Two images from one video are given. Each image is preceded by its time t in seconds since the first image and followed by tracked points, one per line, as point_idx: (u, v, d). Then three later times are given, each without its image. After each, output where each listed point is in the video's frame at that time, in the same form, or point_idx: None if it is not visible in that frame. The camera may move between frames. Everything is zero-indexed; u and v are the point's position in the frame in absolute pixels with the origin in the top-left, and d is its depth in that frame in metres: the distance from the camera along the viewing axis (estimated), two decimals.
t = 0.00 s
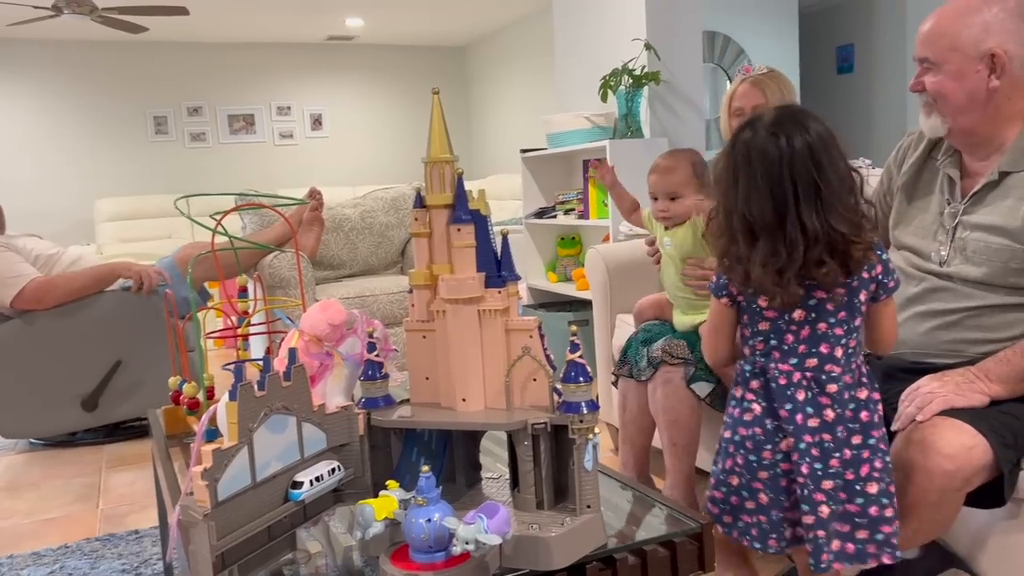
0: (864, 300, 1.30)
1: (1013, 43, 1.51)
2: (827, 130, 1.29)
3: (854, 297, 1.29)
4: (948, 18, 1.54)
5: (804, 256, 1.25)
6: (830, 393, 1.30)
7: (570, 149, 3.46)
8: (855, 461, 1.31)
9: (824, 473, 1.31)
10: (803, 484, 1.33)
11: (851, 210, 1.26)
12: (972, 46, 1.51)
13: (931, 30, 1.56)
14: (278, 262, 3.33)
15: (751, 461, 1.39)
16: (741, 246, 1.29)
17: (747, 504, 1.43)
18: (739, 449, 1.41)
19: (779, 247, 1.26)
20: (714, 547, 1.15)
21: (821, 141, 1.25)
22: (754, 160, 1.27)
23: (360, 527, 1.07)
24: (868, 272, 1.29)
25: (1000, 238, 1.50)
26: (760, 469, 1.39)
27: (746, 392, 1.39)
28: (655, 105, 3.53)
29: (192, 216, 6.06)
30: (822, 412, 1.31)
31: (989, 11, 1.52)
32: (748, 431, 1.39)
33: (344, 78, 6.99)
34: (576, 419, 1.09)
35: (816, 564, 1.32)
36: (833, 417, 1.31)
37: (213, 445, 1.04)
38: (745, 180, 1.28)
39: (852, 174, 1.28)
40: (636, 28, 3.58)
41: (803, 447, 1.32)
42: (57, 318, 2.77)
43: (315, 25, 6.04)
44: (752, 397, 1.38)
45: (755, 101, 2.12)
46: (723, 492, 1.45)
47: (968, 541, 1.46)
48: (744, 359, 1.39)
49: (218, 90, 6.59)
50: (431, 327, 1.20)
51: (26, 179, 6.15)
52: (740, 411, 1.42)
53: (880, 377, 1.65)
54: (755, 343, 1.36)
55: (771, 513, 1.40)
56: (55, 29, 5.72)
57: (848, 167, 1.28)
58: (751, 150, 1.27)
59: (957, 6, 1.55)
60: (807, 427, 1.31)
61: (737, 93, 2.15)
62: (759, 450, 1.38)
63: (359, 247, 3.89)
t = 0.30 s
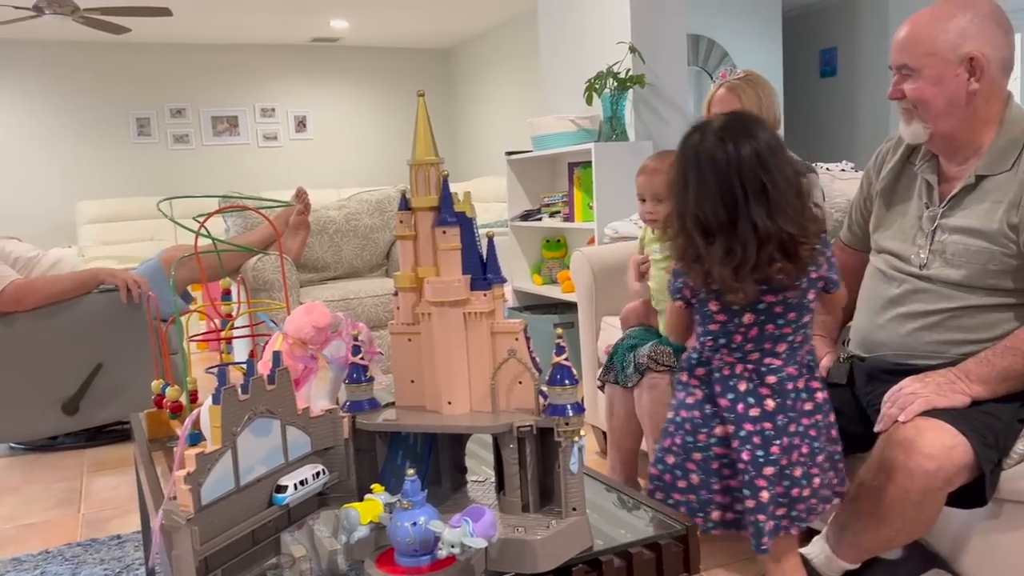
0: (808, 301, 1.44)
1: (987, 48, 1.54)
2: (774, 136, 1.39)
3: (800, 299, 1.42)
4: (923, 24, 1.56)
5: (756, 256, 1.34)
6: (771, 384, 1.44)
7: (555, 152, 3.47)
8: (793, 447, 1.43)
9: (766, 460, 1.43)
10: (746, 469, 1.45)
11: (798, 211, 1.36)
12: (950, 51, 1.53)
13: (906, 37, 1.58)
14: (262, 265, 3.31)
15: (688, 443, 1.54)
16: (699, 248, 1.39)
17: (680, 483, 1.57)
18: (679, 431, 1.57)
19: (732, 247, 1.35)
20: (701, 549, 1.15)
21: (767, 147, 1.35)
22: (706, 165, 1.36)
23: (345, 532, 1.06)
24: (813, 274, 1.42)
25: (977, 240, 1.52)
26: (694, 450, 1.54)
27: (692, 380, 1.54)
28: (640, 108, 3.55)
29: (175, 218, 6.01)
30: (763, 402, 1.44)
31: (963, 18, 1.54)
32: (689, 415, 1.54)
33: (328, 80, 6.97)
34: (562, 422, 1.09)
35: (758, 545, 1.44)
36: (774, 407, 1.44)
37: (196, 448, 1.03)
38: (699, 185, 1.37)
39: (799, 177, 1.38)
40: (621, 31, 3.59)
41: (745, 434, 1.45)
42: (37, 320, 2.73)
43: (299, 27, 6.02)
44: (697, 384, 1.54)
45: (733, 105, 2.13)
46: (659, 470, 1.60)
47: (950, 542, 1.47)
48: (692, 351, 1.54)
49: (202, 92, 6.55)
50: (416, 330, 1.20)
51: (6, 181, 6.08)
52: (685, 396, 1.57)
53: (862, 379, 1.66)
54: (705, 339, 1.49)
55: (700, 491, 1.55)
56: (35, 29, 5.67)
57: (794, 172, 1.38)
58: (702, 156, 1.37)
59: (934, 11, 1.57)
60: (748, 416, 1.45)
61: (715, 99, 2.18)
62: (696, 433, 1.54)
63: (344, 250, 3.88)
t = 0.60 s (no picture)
0: (694, 313, 1.36)
1: (957, 54, 1.56)
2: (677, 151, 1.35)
3: (683, 311, 1.35)
4: (895, 30, 1.59)
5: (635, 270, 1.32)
6: (656, 395, 1.35)
7: (538, 155, 3.47)
8: (675, 462, 1.34)
9: (644, 468, 1.35)
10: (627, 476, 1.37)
11: (687, 230, 1.31)
12: (920, 56, 1.56)
13: (878, 42, 1.60)
14: (243, 267, 3.30)
15: (578, 445, 1.45)
16: (591, 256, 1.39)
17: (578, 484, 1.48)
18: (574, 434, 1.48)
19: (617, 256, 1.34)
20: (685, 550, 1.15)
21: (662, 162, 1.32)
22: (602, 175, 1.35)
23: (327, 536, 1.05)
24: (699, 287, 1.34)
25: (953, 243, 1.53)
26: (582, 454, 1.44)
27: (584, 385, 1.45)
28: (623, 111, 3.57)
29: (157, 220, 5.97)
30: (648, 412, 1.35)
31: (932, 24, 1.57)
32: (581, 418, 1.45)
33: (311, 82, 6.94)
34: (546, 424, 1.09)
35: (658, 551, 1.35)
36: (657, 418, 1.34)
37: (177, 454, 1.02)
38: (595, 194, 1.36)
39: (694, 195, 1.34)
40: (604, 34, 3.60)
41: (628, 443, 1.36)
42: (14, 321, 2.70)
43: (282, 28, 5.99)
44: (587, 389, 1.44)
45: (708, 108, 2.15)
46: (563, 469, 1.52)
47: (931, 542, 1.48)
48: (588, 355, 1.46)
49: (184, 93, 6.51)
50: (400, 333, 1.19)
51: None
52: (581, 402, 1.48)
53: (843, 381, 1.67)
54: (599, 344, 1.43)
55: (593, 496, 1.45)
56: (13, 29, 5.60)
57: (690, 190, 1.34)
58: (601, 166, 1.36)
59: (905, 17, 1.60)
60: (633, 425, 1.35)
61: (692, 101, 2.19)
62: (583, 436, 1.44)
63: (327, 253, 3.86)
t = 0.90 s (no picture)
0: (617, 315, 1.48)
1: (928, 61, 1.57)
2: (618, 159, 1.47)
3: (606, 312, 1.48)
4: (867, 37, 1.60)
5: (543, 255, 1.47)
6: (586, 392, 1.51)
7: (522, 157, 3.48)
8: (610, 457, 1.51)
9: (585, 465, 1.51)
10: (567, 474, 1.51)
11: (606, 230, 1.43)
12: (891, 63, 1.57)
13: (850, 49, 1.62)
14: (226, 270, 3.28)
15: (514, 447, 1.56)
16: (512, 239, 1.54)
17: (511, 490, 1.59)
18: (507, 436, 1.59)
19: (529, 242, 1.49)
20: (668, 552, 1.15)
21: (596, 164, 1.44)
22: (537, 164, 1.49)
23: (310, 540, 1.05)
24: (621, 289, 1.46)
25: (930, 246, 1.55)
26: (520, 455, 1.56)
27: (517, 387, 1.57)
28: (607, 114, 3.59)
29: (138, 222, 5.92)
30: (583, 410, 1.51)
31: (902, 30, 1.58)
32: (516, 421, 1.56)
33: (295, 83, 6.91)
34: (530, 427, 1.09)
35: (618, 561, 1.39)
36: (592, 415, 1.51)
37: (158, 458, 1.01)
38: (529, 179, 1.50)
39: (623, 200, 1.45)
40: (588, 37, 3.61)
41: (567, 441, 1.51)
42: None
43: (263, 29, 5.95)
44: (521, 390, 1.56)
45: (690, 114, 2.16)
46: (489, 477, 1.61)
47: (912, 542, 1.49)
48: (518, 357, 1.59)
49: (165, 94, 6.46)
50: (384, 336, 1.19)
51: None
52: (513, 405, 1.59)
53: (824, 383, 1.68)
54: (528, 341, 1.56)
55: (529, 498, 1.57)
56: None
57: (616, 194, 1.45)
58: (537, 157, 1.49)
59: (877, 24, 1.61)
60: (570, 423, 1.51)
61: (677, 107, 2.20)
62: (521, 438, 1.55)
63: (310, 255, 3.85)
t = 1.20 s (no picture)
0: (581, 328, 1.46)
1: (903, 65, 1.59)
2: (572, 162, 1.38)
3: (569, 327, 1.45)
4: (843, 42, 1.61)
5: (512, 276, 1.39)
6: (551, 407, 1.49)
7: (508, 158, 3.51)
8: (579, 472, 1.51)
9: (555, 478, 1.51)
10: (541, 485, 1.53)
11: (576, 240, 1.36)
12: (867, 68, 1.58)
13: (827, 54, 1.63)
14: (209, 272, 3.26)
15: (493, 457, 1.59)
16: (479, 261, 1.45)
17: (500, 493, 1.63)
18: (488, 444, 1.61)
19: (496, 264, 1.41)
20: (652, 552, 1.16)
21: (551, 173, 1.34)
22: (491, 181, 1.39)
23: (293, 544, 1.04)
24: (585, 304, 1.44)
25: (910, 248, 1.56)
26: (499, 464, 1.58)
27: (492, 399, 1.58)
28: (591, 117, 3.60)
29: (120, 224, 5.87)
30: (549, 424, 1.51)
31: (877, 35, 1.59)
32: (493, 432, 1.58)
33: (279, 84, 6.88)
34: (515, 429, 1.08)
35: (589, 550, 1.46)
36: (558, 429, 1.50)
37: (140, 462, 1.00)
38: (486, 197, 1.40)
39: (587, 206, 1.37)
40: (572, 39, 3.61)
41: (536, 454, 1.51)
42: None
43: (246, 30, 5.91)
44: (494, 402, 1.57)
45: (683, 118, 2.17)
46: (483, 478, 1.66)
47: (895, 542, 1.50)
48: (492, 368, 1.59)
49: (148, 95, 6.41)
50: (368, 338, 1.19)
51: None
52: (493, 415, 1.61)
53: (807, 383, 1.68)
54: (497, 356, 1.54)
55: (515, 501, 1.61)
56: None
57: (580, 201, 1.36)
58: (492, 171, 1.39)
59: (853, 29, 1.62)
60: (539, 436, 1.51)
61: (670, 112, 2.21)
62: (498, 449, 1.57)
63: (294, 257, 3.83)
